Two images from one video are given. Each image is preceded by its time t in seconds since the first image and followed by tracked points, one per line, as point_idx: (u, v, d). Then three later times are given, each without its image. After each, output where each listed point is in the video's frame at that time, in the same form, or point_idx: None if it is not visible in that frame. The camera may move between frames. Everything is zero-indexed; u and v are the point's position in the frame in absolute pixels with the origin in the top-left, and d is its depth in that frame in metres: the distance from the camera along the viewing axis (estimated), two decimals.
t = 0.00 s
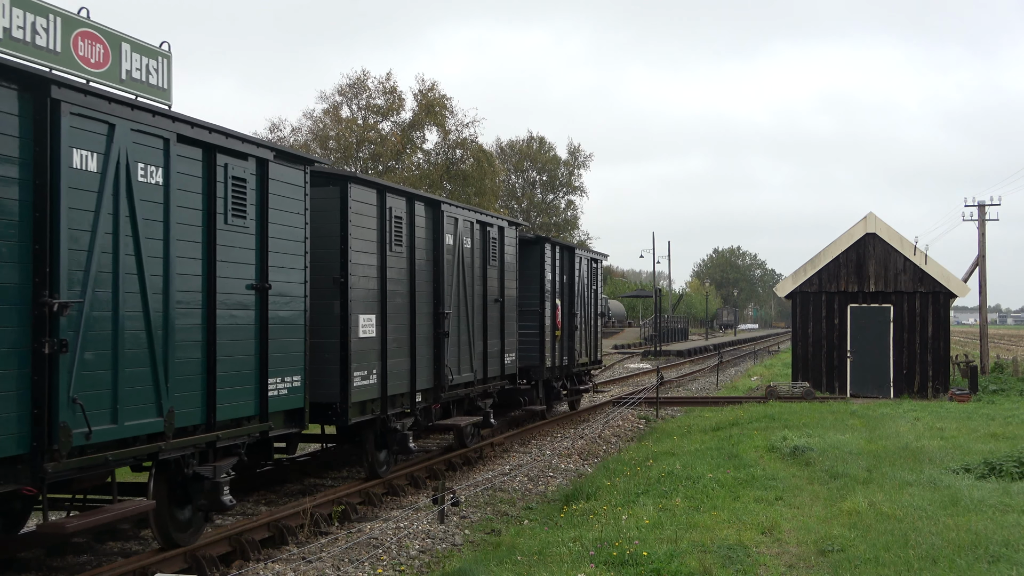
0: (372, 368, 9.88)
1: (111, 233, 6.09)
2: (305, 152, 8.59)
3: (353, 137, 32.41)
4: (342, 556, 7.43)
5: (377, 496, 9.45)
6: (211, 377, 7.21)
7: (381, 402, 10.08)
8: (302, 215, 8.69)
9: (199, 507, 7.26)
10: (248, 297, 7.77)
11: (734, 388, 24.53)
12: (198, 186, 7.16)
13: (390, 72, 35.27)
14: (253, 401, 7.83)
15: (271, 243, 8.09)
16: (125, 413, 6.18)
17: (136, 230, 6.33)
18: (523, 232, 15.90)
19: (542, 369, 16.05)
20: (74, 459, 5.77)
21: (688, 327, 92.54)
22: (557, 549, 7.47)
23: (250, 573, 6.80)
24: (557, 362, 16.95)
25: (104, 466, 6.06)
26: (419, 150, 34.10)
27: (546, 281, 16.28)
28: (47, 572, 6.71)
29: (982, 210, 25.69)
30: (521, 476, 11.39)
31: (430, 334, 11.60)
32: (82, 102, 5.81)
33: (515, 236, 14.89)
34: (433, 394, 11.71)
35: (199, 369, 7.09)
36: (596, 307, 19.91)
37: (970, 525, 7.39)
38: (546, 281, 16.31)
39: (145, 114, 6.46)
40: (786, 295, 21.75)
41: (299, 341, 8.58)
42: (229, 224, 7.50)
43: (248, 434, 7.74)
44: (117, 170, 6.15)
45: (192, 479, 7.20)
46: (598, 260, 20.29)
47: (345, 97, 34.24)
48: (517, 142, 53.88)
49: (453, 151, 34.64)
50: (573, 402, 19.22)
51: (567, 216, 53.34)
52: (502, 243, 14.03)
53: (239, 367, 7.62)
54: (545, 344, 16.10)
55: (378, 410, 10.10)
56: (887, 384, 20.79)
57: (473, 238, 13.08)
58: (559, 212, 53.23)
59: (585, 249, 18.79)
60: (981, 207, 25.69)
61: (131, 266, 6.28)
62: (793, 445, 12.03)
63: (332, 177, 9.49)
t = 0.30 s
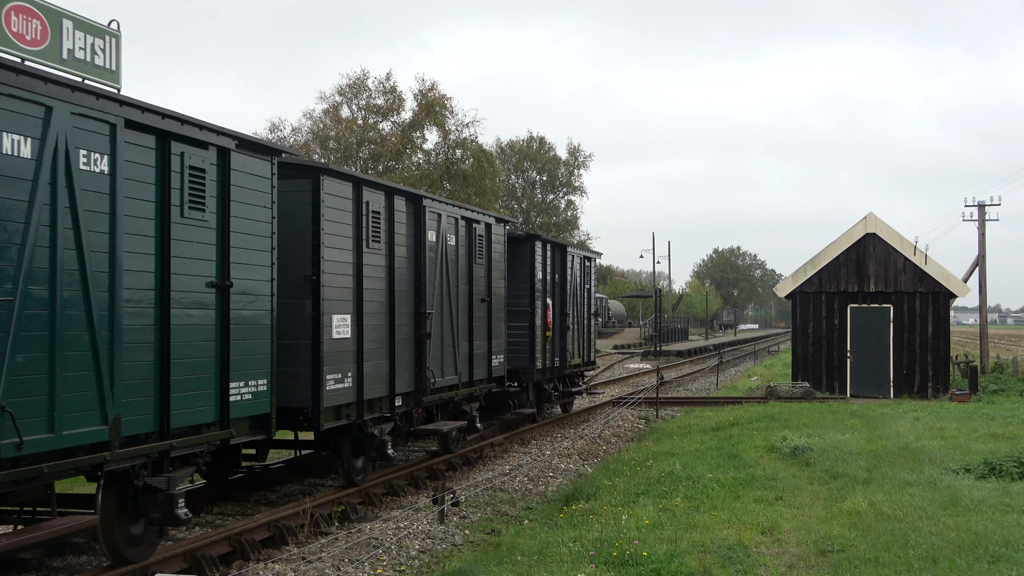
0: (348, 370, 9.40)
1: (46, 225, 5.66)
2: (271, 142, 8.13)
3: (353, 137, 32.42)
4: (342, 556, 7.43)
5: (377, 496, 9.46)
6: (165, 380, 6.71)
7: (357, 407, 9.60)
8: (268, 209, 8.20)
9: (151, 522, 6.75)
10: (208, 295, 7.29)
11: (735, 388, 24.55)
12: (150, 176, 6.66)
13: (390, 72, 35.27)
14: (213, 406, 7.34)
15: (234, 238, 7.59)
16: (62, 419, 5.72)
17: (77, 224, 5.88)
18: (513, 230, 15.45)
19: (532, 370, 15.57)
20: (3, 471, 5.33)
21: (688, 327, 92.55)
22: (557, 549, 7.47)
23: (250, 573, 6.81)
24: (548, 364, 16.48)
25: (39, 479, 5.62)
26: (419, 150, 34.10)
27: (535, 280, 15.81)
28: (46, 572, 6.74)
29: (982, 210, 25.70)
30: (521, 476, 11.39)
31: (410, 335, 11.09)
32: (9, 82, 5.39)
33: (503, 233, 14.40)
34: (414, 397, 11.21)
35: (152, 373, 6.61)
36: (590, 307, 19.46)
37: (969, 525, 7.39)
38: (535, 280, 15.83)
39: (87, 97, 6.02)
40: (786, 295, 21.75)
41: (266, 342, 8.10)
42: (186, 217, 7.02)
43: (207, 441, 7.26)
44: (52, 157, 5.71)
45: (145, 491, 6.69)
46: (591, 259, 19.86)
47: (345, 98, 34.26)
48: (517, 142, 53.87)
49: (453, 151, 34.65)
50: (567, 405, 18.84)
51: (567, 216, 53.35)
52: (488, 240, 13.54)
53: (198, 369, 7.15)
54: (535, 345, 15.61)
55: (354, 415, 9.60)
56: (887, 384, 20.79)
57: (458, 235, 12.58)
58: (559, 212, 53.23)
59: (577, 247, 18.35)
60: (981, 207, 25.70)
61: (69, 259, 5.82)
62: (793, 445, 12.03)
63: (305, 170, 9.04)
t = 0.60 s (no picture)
0: (315, 374, 8.73)
1: None
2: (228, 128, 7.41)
3: (353, 137, 32.41)
4: (342, 556, 7.43)
5: (377, 496, 9.46)
6: (103, 388, 5.99)
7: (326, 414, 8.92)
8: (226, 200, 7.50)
9: (87, 540, 6.17)
10: (154, 294, 6.56)
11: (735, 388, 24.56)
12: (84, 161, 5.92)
13: (391, 72, 35.25)
14: (160, 416, 6.62)
15: (183, 232, 6.85)
16: None
17: None
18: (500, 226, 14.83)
19: (521, 373, 15.01)
20: None
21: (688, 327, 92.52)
22: (557, 549, 7.47)
23: (250, 573, 6.81)
24: (537, 366, 15.91)
25: None
26: (419, 150, 34.10)
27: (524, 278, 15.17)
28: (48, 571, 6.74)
29: (982, 210, 25.70)
30: (521, 476, 11.39)
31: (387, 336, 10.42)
32: None
33: (489, 229, 13.77)
34: (391, 402, 10.54)
35: (86, 382, 5.88)
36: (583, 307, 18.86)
37: (970, 525, 7.39)
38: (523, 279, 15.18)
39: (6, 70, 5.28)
40: (786, 295, 21.76)
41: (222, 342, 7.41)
42: (126, 209, 6.29)
43: (155, 452, 6.57)
44: None
45: (81, 507, 6.07)
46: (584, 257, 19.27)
47: (345, 98, 34.26)
48: (517, 142, 53.86)
49: (453, 151, 34.66)
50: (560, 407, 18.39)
51: (567, 216, 53.35)
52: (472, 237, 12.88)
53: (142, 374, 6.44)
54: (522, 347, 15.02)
55: (323, 421, 8.95)
56: (887, 384, 20.79)
57: (439, 231, 11.91)
58: (559, 212, 53.23)
59: (569, 244, 17.74)
60: (981, 208, 25.70)
61: None
62: (793, 445, 12.02)
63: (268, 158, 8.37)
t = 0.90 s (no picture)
0: (281, 379, 8.13)
1: None
2: (184, 116, 6.90)
3: (353, 136, 32.42)
4: (342, 556, 7.43)
5: (377, 496, 9.46)
6: (34, 394, 5.46)
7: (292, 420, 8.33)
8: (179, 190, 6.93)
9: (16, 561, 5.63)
10: (97, 291, 6.02)
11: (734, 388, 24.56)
12: (13, 145, 5.40)
13: (391, 72, 35.24)
14: (102, 423, 6.07)
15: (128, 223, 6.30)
16: None
17: None
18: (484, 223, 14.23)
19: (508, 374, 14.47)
20: None
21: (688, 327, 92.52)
22: (557, 549, 7.48)
23: (250, 573, 6.80)
24: (525, 368, 15.35)
25: None
26: (419, 150, 34.10)
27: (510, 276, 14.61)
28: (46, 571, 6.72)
29: (982, 210, 25.71)
30: (521, 476, 11.40)
31: (362, 338, 9.80)
32: None
33: (474, 225, 13.16)
34: (367, 407, 9.93)
35: (15, 387, 5.36)
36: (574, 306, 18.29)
37: (970, 525, 7.39)
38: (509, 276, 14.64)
39: None
40: (786, 295, 21.76)
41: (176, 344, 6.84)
42: (63, 198, 5.75)
43: (99, 463, 6.03)
44: None
45: (11, 524, 5.56)
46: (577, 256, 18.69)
47: (345, 97, 34.27)
48: (517, 142, 53.87)
49: (453, 151, 34.67)
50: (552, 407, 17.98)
51: (567, 216, 53.35)
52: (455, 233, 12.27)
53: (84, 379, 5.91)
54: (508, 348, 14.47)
55: (290, 428, 8.37)
56: (887, 384, 20.79)
57: (420, 226, 11.30)
58: (559, 212, 53.17)
59: (558, 241, 17.19)
60: (981, 207, 25.70)
61: None
62: (793, 445, 12.02)
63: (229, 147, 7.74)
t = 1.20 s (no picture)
0: (238, 383, 7.52)
1: None
2: (127, 97, 6.36)
3: (353, 136, 32.43)
4: (342, 556, 7.43)
5: (377, 496, 9.47)
6: None
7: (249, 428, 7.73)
8: (116, 177, 6.34)
9: None
10: (19, 288, 5.51)
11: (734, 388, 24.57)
12: None
13: (391, 72, 35.24)
14: (25, 434, 5.56)
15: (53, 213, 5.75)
16: None
17: None
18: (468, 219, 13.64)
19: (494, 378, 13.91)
20: None
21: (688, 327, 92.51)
22: (557, 549, 7.48)
23: (250, 573, 6.81)
24: (511, 371, 14.75)
25: None
26: (419, 150, 34.10)
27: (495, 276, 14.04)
28: (46, 572, 6.73)
29: (982, 210, 25.71)
30: (521, 476, 11.40)
31: (331, 339, 9.16)
32: None
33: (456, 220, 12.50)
34: (336, 413, 9.29)
35: None
36: (561, 304, 17.76)
37: (970, 525, 7.39)
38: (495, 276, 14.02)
39: None
40: (786, 295, 21.75)
41: (114, 345, 6.31)
42: None
43: (17, 478, 5.51)
44: None
45: None
46: (567, 254, 18.13)
47: (345, 98, 34.28)
48: (517, 142, 53.86)
49: (453, 151, 34.69)
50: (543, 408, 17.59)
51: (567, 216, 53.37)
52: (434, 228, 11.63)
53: (3, 385, 5.40)
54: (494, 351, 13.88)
55: (249, 435, 7.76)
56: (887, 384, 20.79)
57: (395, 220, 10.59)
58: (559, 212, 53.15)
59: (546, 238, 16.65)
60: (981, 207, 25.71)
61: None
62: (793, 445, 12.02)
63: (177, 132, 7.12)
